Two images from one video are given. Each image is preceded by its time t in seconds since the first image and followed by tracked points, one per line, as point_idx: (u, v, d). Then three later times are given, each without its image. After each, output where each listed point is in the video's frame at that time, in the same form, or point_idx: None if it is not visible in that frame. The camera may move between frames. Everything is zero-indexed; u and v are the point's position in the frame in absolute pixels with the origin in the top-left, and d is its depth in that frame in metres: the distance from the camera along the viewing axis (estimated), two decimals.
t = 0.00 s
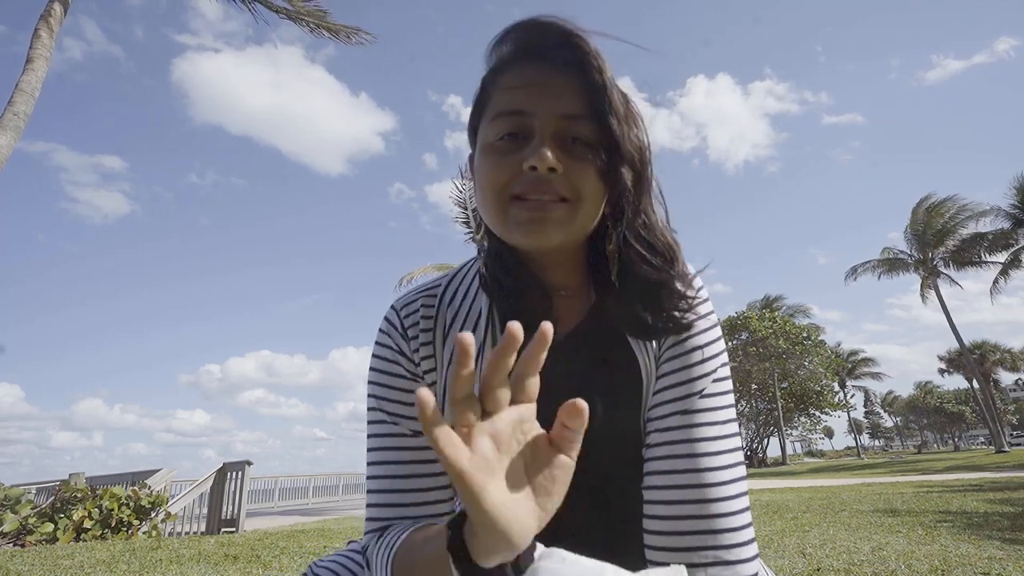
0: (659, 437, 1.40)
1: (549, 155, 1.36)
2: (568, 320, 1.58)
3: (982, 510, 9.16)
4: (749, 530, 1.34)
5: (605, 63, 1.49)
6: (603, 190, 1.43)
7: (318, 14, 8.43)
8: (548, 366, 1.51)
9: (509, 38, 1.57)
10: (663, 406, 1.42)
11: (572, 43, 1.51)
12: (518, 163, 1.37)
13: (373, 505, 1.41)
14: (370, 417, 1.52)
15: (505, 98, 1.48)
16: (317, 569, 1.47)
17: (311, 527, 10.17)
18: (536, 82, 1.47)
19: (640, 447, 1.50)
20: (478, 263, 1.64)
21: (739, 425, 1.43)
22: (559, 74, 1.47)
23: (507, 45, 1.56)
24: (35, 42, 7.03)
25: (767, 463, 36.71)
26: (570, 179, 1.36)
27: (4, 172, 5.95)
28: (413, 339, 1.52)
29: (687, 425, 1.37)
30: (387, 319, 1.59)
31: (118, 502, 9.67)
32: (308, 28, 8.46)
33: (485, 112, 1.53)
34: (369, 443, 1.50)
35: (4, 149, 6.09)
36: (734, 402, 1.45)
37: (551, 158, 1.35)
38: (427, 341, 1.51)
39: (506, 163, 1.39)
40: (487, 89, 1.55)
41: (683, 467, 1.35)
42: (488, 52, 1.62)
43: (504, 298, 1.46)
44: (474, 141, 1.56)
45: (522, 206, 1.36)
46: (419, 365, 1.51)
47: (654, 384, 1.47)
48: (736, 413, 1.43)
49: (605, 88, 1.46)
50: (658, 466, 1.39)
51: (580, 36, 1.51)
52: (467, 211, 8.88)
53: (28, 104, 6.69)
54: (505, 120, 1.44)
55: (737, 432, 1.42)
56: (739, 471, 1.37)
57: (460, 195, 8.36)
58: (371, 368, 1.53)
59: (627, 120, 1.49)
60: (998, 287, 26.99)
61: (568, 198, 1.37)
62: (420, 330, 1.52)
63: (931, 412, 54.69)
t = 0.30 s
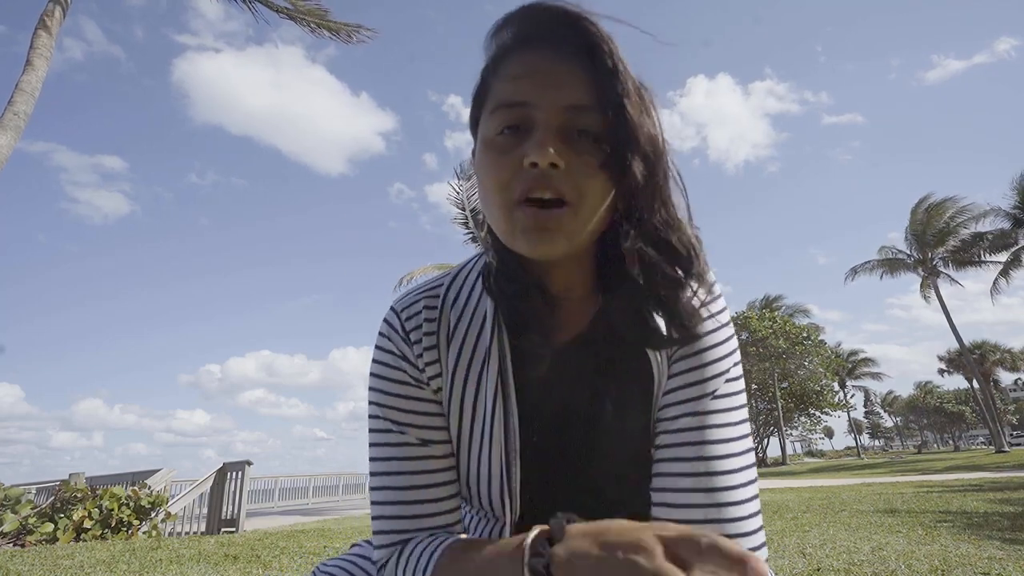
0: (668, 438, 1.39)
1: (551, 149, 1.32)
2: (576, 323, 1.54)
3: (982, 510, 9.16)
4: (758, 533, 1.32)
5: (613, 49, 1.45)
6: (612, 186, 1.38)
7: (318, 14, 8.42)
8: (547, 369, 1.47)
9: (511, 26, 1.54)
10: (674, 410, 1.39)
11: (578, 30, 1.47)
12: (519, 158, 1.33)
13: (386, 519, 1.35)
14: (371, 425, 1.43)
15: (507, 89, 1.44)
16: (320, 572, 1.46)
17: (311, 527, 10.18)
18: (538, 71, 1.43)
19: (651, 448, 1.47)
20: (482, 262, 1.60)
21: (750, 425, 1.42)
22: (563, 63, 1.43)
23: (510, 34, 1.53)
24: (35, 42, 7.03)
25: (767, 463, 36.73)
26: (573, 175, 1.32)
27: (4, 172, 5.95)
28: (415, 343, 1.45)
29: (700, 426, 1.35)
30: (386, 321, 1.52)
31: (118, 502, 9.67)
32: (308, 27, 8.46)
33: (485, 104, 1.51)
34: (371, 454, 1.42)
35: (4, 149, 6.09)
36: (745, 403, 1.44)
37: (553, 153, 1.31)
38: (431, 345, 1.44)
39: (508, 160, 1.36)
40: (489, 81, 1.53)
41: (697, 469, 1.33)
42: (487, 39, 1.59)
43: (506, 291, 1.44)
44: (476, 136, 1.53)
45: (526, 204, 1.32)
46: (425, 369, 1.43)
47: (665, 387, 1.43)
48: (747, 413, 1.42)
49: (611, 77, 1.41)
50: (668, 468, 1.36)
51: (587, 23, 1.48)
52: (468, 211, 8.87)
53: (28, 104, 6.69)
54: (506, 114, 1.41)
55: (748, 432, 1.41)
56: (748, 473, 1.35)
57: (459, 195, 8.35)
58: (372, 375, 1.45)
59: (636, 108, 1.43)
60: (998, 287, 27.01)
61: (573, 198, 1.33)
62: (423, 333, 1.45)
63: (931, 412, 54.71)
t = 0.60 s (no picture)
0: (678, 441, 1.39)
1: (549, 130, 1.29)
2: (583, 318, 1.52)
3: (982, 510, 9.17)
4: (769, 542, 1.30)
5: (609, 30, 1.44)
6: (615, 168, 1.35)
7: (319, 13, 8.42)
8: (548, 369, 1.44)
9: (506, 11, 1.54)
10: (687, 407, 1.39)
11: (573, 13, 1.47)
12: (517, 141, 1.31)
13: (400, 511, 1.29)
14: (374, 414, 1.40)
15: (503, 73, 1.43)
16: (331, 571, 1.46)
17: (311, 527, 10.18)
18: (534, 54, 1.42)
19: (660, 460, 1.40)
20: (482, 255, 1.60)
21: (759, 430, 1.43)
22: (559, 44, 1.43)
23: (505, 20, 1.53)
24: (35, 42, 7.03)
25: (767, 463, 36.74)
26: (572, 155, 1.28)
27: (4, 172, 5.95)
28: (421, 334, 1.46)
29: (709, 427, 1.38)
30: (387, 311, 1.52)
31: (118, 502, 9.67)
32: (308, 27, 8.46)
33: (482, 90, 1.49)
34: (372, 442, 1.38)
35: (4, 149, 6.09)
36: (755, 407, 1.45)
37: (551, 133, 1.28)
38: (436, 338, 1.45)
39: (505, 145, 1.33)
40: (485, 69, 1.52)
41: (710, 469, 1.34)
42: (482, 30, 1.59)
43: (504, 285, 1.41)
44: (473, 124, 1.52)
45: (525, 186, 1.28)
46: (432, 361, 1.44)
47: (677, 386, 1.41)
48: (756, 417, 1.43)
49: (607, 56, 1.41)
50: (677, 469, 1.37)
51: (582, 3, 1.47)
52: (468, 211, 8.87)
53: (28, 104, 6.69)
54: (503, 98, 1.40)
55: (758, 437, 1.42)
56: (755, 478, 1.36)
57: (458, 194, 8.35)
58: (377, 365, 1.44)
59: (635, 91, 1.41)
60: (997, 287, 27.03)
61: (572, 179, 1.28)
62: (428, 325, 1.47)
63: (931, 412, 54.73)
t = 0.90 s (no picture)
0: (682, 440, 1.39)
1: (565, 140, 1.28)
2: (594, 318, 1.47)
3: (982, 510, 9.15)
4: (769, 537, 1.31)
5: (630, 35, 1.42)
6: (628, 175, 1.35)
7: (319, 14, 8.42)
8: (547, 369, 1.40)
9: (522, 6, 1.51)
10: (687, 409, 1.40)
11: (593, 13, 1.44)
12: (531, 149, 1.29)
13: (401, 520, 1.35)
14: (379, 424, 1.44)
15: (518, 74, 1.40)
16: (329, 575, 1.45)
17: (311, 527, 10.18)
18: (551, 55, 1.39)
19: (663, 463, 1.42)
20: (487, 258, 1.57)
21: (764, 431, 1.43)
22: (577, 46, 1.40)
23: (523, 16, 1.50)
24: (35, 42, 7.03)
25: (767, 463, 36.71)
26: (585, 167, 1.28)
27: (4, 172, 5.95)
28: (423, 341, 1.46)
29: (713, 425, 1.38)
30: (390, 318, 1.52)
31: (118, 502, 9.67)
32: (309, 27, 8.46)
33: (494, 89, 1.47)
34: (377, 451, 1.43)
35: (4, 149, 6.09)
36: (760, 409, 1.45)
37: (567, 144, 1.27)
38: (439, 343, 1.44)
39: (518, 149, 1.32)
40: (499, 63, 1.49)
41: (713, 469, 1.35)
42: (496, 23, 1.56)
43: (513, 284, 1.39)
44: (482, 122, 1.49)
45: (538, 197, 1.27)
46: (435, 367, 1.44)
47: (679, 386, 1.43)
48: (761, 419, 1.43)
49: (626, 63, 1.39)
50: (685, 469, 1.38)
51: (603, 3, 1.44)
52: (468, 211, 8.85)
53: (28, 104, 6.69)
54: (517, 100, 1.37)
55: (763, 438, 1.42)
56: (756, 476, 1.36)
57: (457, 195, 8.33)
58: (380, 374, 1.46)
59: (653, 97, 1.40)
60: (998, 287, 27.01)
61: (585, 188, 1.28)
62: (430, 331, 1.46)
63: (932, 412, 54.72)
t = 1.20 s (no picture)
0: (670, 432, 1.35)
1: (562, 152, 1.28)
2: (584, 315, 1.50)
3: (982, 510, 9.16)
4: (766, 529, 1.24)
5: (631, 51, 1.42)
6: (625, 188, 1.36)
7: (319, 15, 8.42)
8: (546, 369, 1.42)
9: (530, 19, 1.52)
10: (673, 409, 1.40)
11: (595, 28, 1.45)
12: (529, 161, 1.30)
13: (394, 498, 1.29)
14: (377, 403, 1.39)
15: (521, 88, 1.41)
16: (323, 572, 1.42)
17: (311, 527, 10.18)
18: (553, 69, 1.40)
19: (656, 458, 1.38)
20: (493, 257, 1.58)
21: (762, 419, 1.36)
22: (579, 60, 1.40)
23: (528, 31, 1.51)
24: (35, 43, 7.03)
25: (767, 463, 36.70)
26: (580, 179, 1.28)
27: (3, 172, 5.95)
28: (428, 328, 1.44)
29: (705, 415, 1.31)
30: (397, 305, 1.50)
31: (118, 502, 9.67)
32: (308, 28, 8.46)
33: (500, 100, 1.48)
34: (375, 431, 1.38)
35: (3, 149, 6.09)
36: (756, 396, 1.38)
37: (563, 156, 1.27)
38: (442, 330, 1.43)
39: (518, 160, 1.33)
40: (506, 75, 1.49)
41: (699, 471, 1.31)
42: (505, 40, 1.58)
43: (514, 281, 1.42)
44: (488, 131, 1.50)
45: (536, 208, 1.29)
46: (436, 352, 1.42)
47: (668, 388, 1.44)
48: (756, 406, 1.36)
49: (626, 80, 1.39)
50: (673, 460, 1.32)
51: (604, 22, 1.45)
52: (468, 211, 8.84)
53: (28, 104, 6.69)
54: (519, 114, 1.38)
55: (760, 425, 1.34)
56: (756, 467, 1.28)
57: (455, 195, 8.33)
58: (383, 356, 1.43)
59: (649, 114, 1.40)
60: (998, 287, 27.01)
61: (577, 202, 1.29)
62: (435, 319, 1.45)
63: (931, 412, 54.75)
